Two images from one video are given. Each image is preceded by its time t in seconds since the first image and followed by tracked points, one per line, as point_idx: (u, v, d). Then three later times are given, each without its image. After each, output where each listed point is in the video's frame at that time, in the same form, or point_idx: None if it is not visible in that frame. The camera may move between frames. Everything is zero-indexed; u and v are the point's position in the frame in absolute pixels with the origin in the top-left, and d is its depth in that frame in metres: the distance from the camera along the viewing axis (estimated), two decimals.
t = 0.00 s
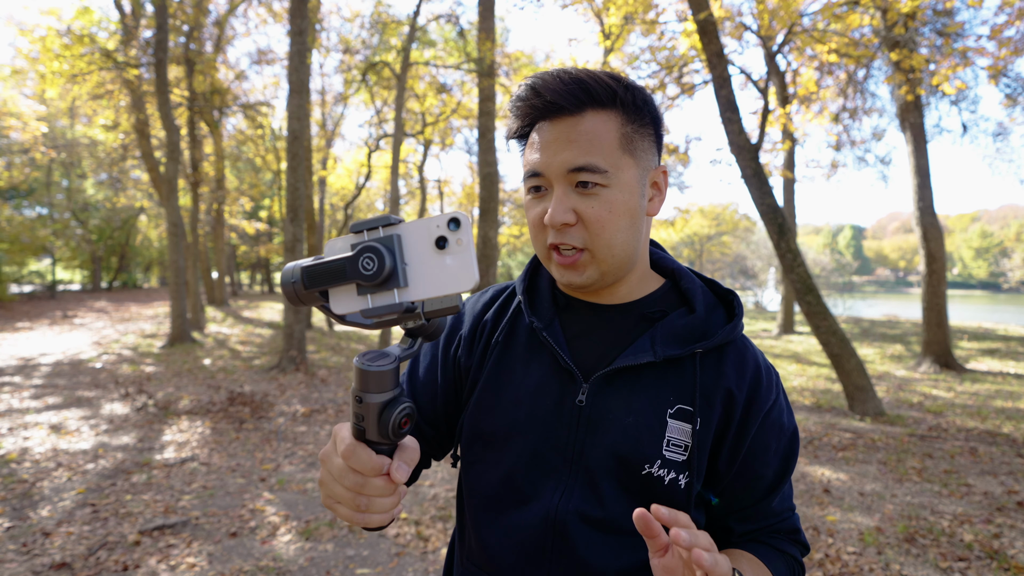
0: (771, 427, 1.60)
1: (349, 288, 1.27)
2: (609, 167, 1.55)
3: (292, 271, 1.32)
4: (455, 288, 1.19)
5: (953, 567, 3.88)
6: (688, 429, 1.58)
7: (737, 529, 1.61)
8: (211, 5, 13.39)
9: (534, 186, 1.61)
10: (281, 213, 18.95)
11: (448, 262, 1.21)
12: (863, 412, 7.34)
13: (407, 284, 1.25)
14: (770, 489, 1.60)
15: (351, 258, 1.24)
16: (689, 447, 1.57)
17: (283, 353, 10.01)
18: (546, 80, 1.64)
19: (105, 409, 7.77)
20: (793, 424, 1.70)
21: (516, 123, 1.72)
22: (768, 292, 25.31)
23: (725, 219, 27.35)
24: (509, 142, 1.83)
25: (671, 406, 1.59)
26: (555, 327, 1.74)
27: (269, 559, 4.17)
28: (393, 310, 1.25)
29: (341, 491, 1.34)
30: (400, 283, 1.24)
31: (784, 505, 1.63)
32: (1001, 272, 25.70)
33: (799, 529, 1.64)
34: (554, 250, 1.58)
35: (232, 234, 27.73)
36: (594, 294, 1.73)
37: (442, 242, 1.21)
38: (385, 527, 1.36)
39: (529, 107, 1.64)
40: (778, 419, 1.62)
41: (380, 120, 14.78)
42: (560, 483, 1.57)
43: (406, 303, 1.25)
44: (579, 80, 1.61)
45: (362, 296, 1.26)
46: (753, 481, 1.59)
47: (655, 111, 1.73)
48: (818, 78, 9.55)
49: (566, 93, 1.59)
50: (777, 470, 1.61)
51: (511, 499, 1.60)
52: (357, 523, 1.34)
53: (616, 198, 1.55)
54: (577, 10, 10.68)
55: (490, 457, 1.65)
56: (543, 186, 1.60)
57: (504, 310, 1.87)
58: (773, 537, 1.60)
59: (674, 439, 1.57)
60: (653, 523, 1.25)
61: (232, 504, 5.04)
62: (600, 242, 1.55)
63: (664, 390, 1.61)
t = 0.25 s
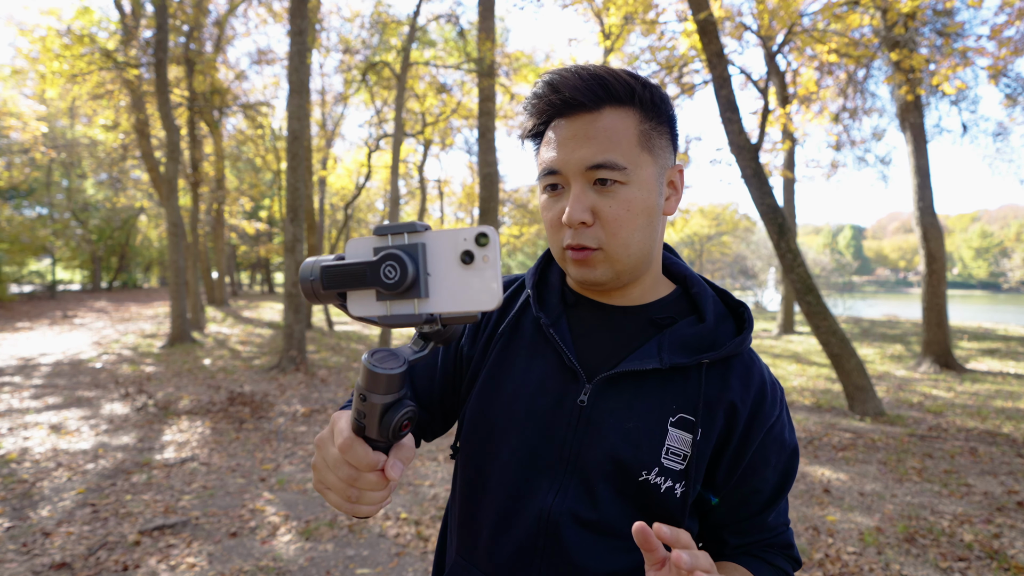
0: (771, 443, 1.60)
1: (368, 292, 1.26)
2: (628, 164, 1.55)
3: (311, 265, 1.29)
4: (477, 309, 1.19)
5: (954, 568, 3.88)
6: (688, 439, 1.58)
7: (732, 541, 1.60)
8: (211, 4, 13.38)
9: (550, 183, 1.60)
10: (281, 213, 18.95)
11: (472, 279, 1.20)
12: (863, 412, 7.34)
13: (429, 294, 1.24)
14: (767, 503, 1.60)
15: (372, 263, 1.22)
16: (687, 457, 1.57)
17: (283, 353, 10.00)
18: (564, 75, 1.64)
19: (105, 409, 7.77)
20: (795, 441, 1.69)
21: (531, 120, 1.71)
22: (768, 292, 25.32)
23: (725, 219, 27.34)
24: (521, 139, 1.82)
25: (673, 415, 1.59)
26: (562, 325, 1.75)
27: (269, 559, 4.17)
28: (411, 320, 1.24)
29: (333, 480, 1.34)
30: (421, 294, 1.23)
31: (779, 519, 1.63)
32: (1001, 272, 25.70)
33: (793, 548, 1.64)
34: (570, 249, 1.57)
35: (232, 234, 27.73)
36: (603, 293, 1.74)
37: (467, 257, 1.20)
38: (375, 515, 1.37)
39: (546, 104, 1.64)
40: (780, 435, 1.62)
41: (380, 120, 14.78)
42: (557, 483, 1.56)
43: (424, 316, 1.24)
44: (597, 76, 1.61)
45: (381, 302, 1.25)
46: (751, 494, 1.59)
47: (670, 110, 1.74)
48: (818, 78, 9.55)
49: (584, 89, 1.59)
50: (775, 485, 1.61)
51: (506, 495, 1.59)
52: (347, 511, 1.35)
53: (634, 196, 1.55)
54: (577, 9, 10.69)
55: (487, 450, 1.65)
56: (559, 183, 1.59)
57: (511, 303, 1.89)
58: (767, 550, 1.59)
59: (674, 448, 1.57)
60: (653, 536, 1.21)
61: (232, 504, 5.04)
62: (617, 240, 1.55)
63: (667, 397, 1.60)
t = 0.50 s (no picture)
0: (774, 445, 1.61)
1: (385, 288, 1.27)
2: (631, 163, 1.54)
3: (330, 253, 1.29)
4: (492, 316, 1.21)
5: (953, 568, 3.88)
6: (691, 439, 1.58)
7: (732, 541, 1.60)
8: (211, 5, 13.38)
9: (554, 183, 1.60)
10: (280, 213, 18.96)
11: (491, 285, 1.21)
12: (863, 412, 7.34)
13: (446, 296, 1.24)
14: (767, 504, 1.61)
15: (392, 259, 1.22)
16: (690, 456, 1.57)
17: (283, 353, 10.00)
18: (567, 75, 1.65)
19: (105, 409, 7.77)
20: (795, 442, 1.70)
21: (536, 120, 1.72)
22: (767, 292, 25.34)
23: (725, 219, 27.33)
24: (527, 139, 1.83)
25: (677, 415, 1.59)
26: (567, 322, 1.75)
27: (269, 559, 4.17)
28: (426, 318, 1.26)
29: (338, 472, 1.34)
30: (439, 296, 1.24)
31: (779, 520, 1.62)
32: (1001, 272, 25.73)
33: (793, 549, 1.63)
34: (574, 247, 1.57)
35: (232, 234, 27.75)
36: (608, 292, 1.74)
37: (488, 263, 1.21)
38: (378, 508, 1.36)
39: (550, 104, 1.64)
40: (782, 437, 1.63)
41: (380, 120, 14.78)
42: (560, 482, 1.56)
43: (441, 317, 1.25)
44: (600, 75, 1.61)
45: (397, 298, 1.27)
46: (752, 495, 1.59)
47: (675, 108, 1.73)
48: (818, 78, 9.55)
49: (587, 88, 1.59)
50: (776, 486, 1.62)
51: (508, 493, 1.59)
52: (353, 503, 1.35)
53: (638, 195, 1.54)
54: (577, 10, 10.70)
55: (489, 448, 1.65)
56: (563, 184, 1.59)
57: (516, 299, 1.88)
58: (768, 551, 1.59)
59: (677, 448, 1.57)
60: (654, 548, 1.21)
61: (232, 504, 5.04)
62: (621, 239, 1.54)
63: (671, 396, 1.61)
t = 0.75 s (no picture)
0: (770, 424, 1.65)
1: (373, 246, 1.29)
2: (604, 171, 1.55)
3: (322, 211, 1.31)
4: (473, 273, 1.23)
5: (953, 567, 3.88)
6: (692, 426, 1.61)
7: (736, 522, 1.65)
8: (211, 5, 13.39)
9: (531, 193, 1.62)
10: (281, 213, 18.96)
11: (476, 245, 1.24)
12: (863, 412, 7.35)
13: (431, 256, 1.27)
14: (767, 483, 1.65)
15: (381, 216, 1.25)
16: (693, 442, 1.60)
17: (283, 353, 10.01)
18: (538, 85, 1.64)
19: (105, 409, 7.77)
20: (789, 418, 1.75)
21: (510, 129, 1.72)
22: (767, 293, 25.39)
23: (725, 219, 27.33)
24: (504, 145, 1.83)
25: (677, 403, 1.62)
26: (561, 322, 1.75)
27: (269, 559, 4.18)
28: (411, 277, 1.28)
29: (369, 466, 1.30)
30: (425, 254, 1.26)
31: (778, 497, 1.67)
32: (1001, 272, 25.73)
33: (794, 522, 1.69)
34: (554, 254, 1.61)
35: (232, 234, 27.75)
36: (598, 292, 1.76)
37: (473, 225, 1.24)
38: (414, 499, 1.33)
39: (521, 115, 1.64)
40: (776, 415, 1.67)
41: (380, 120, 14.79)
42: (568, 481, 1.57)
43: (426, 275, 1.27)
44: (568, 84, 1.61)
45: (384, 256, 1.29)
46: (752, 476, 1.63)
47: (647, 108, 1.72)
48: (818, 78, 9.56)
49: (556, 99, 1.58)
50: (774, 463, 1.66)
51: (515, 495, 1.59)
52: (390, 500, 1.31)
53: (612, 201, 1.56)
54: (577, 10, 10.71)
55: (493, 453, 1.65)
56: (540, 192, 1.60)
57: (506, 305, 1.87)
58: (769, 530, 1.65)
59: (679, 436, 1.60)
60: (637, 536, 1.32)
61: (232, 504, 5.05)
62: (598, 245, 1.57)
63: (670, 385, 1.64)
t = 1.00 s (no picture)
0: (763, 398, 1.66)
1: (351, 234, 1.26)
2: (576, 177, 1.54)
3: (300, 198, 1.27)
4: (448, 261, 1.21)
5: (953, 567, 3.88)
6: (690, 409, 1.62)
7: (739, 499, 1.65)
8: (211, 5, 13.39)
9: (507, 206, 1.61)
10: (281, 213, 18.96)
11: (453, 233, 1.21)
12: (863, 412, 7.35)
13: (409, 242, 1.24)
14: (766, 458, 1.65)
15: (358, 204, 1.22)
16: (694, 426, 1.61)
17: (283, 353, 10.01)
18: (500, 101, 1.61)
19: (105, 409, 7.77)
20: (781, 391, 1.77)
21: (477, 145, 1.70)
22: (767, 293, 25.41)
23: (725, 219, 27.34)
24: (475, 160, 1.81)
25: (674, 388, 1.64)
26: (552, 326, 1.75)
27: (269, 559, 4.18)
28: (390, 264, 1.24)
29: (393, 464, 1.24)
30: (402, 240, 1.23)
31: (779, 472, 1.66)
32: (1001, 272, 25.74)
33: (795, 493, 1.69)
34: (538, 263, 1.61)
35: (232, 234, 27.76)
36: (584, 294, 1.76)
37: (450, 211, 1.21)
38: (446, 494, 1.26)
39: (486, 131, 1.62)
40: (768, 389, 1.68)
41: (380, 120, 14.79)
42: (575, 479, 1.57)
43: (403, 261, 1.24)
44: (529, 96, 1.59)
45: (363, 245, 1.25)
46: (750, 453, 1.64)
47: (609, 109, 1.71)
48: (818, 78, 9.56)
49: (519, 113, 1.56)
50: (771, 438, 1.66)
51: (523, 500, 1.59)
52: (422, 497, 1.24)
53: (588, 206, 1.56)
54: (577, 10, 10.72)
55: (498, 461, 1.65)
56: (516, 205, 1.59)
57: (495, 316, 1.88)
58: (770, 504, 1.65)
59: (679, 421, 1.61)
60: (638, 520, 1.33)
61: (232, 504, 5.05)
62: (578, 250, 1.58)
63: (664, 371, 1.65)
